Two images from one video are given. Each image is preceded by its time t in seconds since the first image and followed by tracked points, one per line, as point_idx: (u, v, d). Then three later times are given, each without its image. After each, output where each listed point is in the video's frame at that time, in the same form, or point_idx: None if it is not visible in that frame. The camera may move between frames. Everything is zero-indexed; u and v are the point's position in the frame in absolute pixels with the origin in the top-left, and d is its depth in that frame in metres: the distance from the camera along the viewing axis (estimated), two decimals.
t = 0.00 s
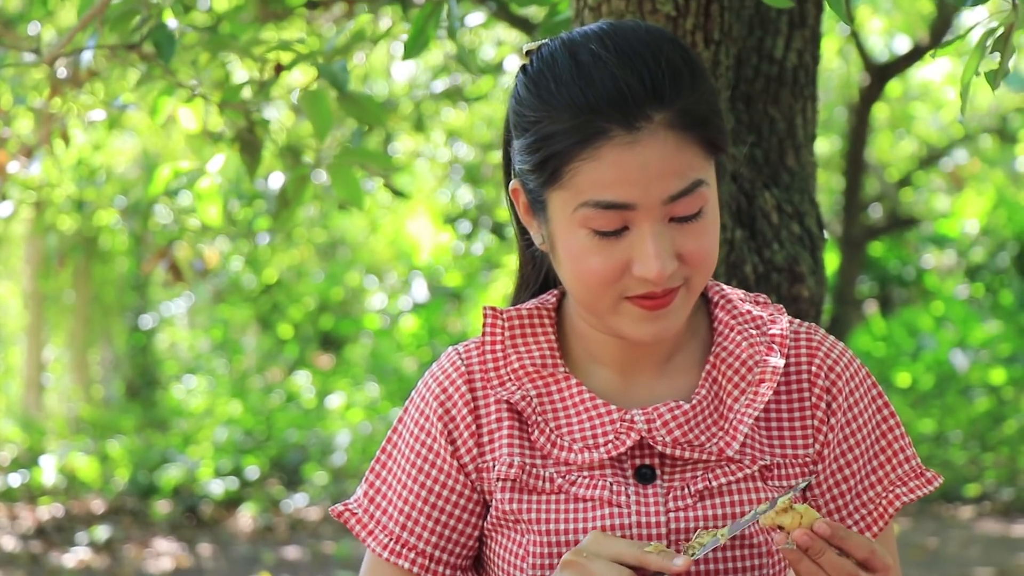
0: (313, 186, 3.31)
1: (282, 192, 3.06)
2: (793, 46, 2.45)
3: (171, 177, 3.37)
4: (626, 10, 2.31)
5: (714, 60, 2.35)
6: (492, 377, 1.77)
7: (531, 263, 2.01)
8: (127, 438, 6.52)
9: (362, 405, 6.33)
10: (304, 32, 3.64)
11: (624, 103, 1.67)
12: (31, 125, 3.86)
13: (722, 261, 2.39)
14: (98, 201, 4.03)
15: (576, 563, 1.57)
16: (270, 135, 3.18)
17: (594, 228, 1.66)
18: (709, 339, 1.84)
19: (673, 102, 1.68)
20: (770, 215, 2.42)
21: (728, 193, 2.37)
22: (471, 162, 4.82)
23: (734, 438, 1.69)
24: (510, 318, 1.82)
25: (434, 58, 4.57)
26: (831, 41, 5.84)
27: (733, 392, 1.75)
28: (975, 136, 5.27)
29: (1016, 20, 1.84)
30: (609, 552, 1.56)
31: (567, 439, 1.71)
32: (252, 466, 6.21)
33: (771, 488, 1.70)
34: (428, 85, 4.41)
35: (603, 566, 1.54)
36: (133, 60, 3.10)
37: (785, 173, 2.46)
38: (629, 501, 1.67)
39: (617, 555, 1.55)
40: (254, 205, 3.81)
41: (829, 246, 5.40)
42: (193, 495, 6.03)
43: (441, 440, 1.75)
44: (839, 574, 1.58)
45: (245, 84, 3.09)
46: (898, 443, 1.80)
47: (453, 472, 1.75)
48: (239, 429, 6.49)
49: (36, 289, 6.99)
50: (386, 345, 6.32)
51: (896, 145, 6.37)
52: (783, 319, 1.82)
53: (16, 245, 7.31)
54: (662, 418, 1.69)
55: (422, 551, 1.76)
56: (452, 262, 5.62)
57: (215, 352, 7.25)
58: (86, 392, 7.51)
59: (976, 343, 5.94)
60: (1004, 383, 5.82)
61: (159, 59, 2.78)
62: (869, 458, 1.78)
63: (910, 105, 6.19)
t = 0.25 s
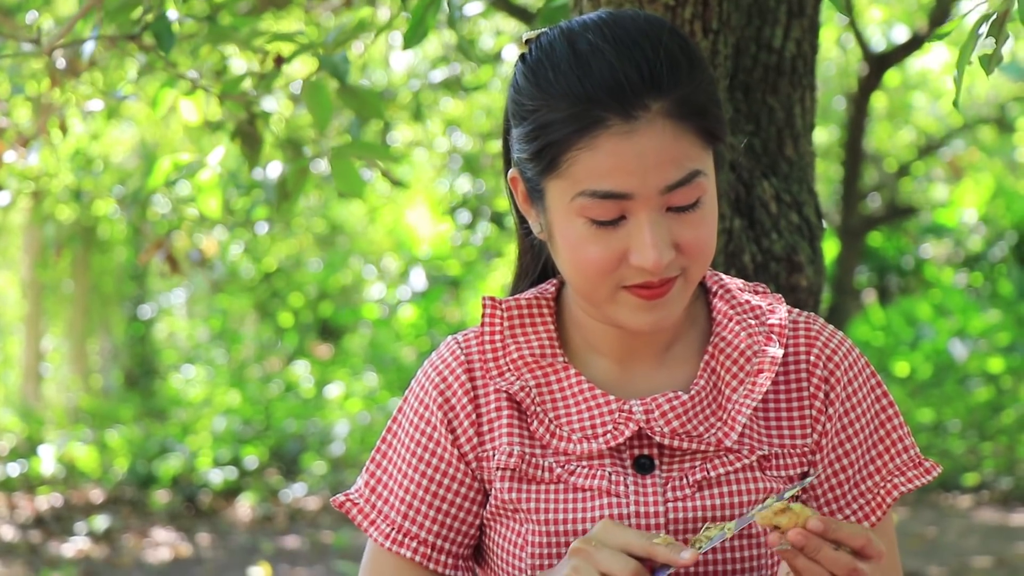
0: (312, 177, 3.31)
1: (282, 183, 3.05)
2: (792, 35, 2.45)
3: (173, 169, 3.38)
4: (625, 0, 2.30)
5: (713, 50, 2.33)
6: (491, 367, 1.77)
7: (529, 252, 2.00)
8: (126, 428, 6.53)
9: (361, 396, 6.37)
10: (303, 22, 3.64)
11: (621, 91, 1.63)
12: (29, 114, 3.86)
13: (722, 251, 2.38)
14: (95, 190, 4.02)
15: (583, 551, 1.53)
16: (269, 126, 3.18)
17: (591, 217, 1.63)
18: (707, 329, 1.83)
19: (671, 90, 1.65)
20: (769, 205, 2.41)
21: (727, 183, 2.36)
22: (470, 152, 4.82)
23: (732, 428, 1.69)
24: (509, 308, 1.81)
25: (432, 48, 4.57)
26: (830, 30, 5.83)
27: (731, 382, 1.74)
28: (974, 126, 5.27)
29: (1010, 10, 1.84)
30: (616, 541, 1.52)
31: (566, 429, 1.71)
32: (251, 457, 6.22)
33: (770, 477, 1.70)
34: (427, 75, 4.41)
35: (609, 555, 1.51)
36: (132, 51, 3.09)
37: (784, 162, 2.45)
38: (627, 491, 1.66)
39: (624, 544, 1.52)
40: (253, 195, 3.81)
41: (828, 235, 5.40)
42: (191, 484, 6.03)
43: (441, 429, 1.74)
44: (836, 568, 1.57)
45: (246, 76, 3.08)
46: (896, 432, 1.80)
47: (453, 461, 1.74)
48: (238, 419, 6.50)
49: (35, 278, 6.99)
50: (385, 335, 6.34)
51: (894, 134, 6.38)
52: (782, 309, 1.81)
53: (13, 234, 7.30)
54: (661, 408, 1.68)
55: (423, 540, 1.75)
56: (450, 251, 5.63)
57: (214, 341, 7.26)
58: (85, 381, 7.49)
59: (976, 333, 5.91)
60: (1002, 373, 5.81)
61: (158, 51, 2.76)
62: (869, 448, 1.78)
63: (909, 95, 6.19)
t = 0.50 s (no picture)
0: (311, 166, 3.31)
1: (282, 172, 3.06)
2: (790, 24, 2.44)
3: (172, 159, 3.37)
4: None
5: (710, 39, 2.33)
6: (491, 356, 1.77)
7: (527, 241, 1.99)
8: (125, 417, 6.54)
9: (359, 385, 6.40)
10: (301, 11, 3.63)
11: (616, 79, 1.60)
12: (27, 103, 3.85)
13: (720, 240, 2.38)
14: (93, 179, 4.02)
15: (585, 534, 1.53)
16: (268, 116, 3.18)
17: (587, 206, 1.60)
18: (706, 318, 1.83)
19: (666, 78, 1.61)
20: (767, 194, 2.41)
21: (726, 172, 2.36)
22: (468, 141, 4.82)
23: (732, 416, 1.69)
24: (508, 297, 1.81)
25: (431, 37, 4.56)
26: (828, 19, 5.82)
27: (731, 370, 1.74)
28: (972, 115, 5.27)
29: None
30: (617, 523, 1.52)
31: (567, 418, 1.71)
32: (249, 446, 6.22)
33: (770, 465, 1.70)
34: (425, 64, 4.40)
35: (612, 538, 1.51)
36: (130, 39, 3.09)
37: (783, 152, 2.45)
38: (629, 479, 1.66)
39: (625, 527, 1.51)
40: (251, 185, 3.80)
41: (828, 224, 5.41)
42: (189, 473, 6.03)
43: (443, 415, 1.74)
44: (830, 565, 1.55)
45: (245, 65, 3.07)
46: (896, 419, 1.80)
47: (454, 448, 1.74)
48: (236, 408, 6.50)
49: (33, 268, 6.99)
50: (384, 324, 6.36)
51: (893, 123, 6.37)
52: (780, 297, 1.81)
53: (11, 223, 7.30)
54: (661, 396, 1.68)
55: (427, 526, 1.75)
56: (448, 240, 5.63)
57: (212, 331, 7.27)
58: (83, 370, 7.50)
59: (973, 322, 5.99)
60: (1000, 361, 5.90)
61: (157, 40, 2.75)
62: (868, 435, 1.78)
63: (908, 84, 6.18)
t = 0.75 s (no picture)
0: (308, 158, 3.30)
1: (278, 164, 3.04)
2: (789, 16, 2.43)
3: (169, 151, 3.37)
4: None
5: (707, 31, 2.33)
6: (487, 349, 1.76)
7: (524, 234, 1.99)
8: (123, 409, 6.54)
9: (357, 376, 6.40)
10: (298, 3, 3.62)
11: (612, 74, 1.60)
12: (25, 94, 3.85)
13: (718, 232, 2.38)
14: (91, 171, 4.02)
15: (571, 527, 1.50)
16: (264, 107, 3.18)
17: (583, 200, 1.59)
18: (704, 310, 1.82)
19: (663, 73, 1.61)
20: (765, 185, 2.41)
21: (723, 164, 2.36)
22: (466, 132, 4.82)
23: (728, 409, 1.68)
24: (505, 290, 1.80)
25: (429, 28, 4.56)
26: (827, 10, 5.81)
27: (727, 362, 1.73)
28: (970, 106, 5.26)
29: None
30: (604, 517, 1.49)
31: (561, 411, 1.70)
32: (247, 438, 6.23)
33: (766, 458, 1.70)
34: (423, 56, 4.39)
35: (598, 531, 1.48)
36: (127, 31, 3.08)
37: (781, 143, 2.44)
38: (623, 473, 1.65)
39: (612, 520, 1.49)
40: (249, 177, 3.80)
41: (826, 216, 5.40)
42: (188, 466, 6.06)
43: (437, 409, 1.74)
44: (833, 548, 1.54)
45: (241, 57, 3.07)
46: (893, 412, 1.79)
47: (448, 441, 1.74)
48: (234, 399, 6.50)
49: (31, 260, 6.98)
50: (381, 316, 6.37)
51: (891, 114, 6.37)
52: (777, 291, 1.80)
53: (9, 214, 7.31)
54: (656, 389, 1.67)
55: (414, 519, 1.74)
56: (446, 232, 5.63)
57: (210, 323, 7.27)
58: (82, 362, 7.51)
59: (971, 313, 5.93)
60: (998, 353, 5.90)
61: (153, 32, 2.73)
62: (865, 428, 1.78)
63: (906, 75, 6.17)
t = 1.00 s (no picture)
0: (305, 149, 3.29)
1: (276, 156, 3.03)
2: (786, 7, 2.42)
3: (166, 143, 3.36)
4: None
5: (706, 23, 2.32)
6: (486, 340, 1.76)
7: (522, 227, 1.98)
8: (121, 402, 6.54)
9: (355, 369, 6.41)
10: None
11: (607, 66, 1.59)
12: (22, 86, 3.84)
13: (716, 224, 2.38)
14: (88, 163, 4.01)
15: (601, 530, 1.50)
16: (262, 99, 3.17)
17: (579, 192, 1.59)
18: (701, 301, 1.82)
19: (658, 65, 1.60)
20: (763, 177, 2.41)
21: (721, 157, 2.36)
22: (464, 125, 4.81)
23: (726, 401, 1.68)
24: (504, 282, 1.80)
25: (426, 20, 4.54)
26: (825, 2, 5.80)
27: (725, 353, 1.73)
28: (968, 98, 5.26)
29: None
30: (635, 521, 1.48)
31: (562, 402, 1.70)
32: (245, 430, 6.23)
33: (765, 449, 1.70)
34: (420, 48, 4.38)
35: (628, 538, 1.48)
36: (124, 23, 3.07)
37: (778, 135, 2.44)
38: (624, 465, 1.65)
39: (642, 525, 1.48)
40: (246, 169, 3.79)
41: (824, 208, 5.40)
42: (186, 458, 6.05)
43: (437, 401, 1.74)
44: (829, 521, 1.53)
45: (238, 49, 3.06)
46: (891, 402, 1.79)
47: (449, 434, 1.74)
48: (231, 392, 6.51)
49: (28, 252, 6.97)
50: (379, 309, 6.43)
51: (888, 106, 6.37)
52: (774, 281, 1.80)
53: (6, 206, 7.29)
54: (656, 380, 1.67)
55: (433, 510, 1.73)
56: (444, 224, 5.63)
57: (208, 315, 7.26)
58: (79, 354, 7.50)
59: (969, 305, 6.02)
60: (996, 345, 5.93)
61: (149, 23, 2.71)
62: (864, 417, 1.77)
63: (905, 67, 6.16)
